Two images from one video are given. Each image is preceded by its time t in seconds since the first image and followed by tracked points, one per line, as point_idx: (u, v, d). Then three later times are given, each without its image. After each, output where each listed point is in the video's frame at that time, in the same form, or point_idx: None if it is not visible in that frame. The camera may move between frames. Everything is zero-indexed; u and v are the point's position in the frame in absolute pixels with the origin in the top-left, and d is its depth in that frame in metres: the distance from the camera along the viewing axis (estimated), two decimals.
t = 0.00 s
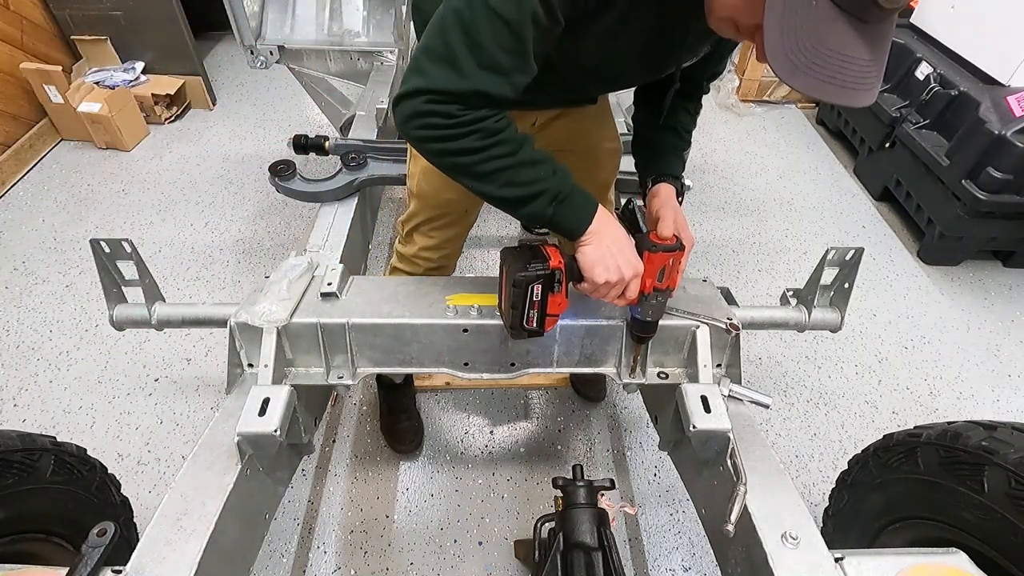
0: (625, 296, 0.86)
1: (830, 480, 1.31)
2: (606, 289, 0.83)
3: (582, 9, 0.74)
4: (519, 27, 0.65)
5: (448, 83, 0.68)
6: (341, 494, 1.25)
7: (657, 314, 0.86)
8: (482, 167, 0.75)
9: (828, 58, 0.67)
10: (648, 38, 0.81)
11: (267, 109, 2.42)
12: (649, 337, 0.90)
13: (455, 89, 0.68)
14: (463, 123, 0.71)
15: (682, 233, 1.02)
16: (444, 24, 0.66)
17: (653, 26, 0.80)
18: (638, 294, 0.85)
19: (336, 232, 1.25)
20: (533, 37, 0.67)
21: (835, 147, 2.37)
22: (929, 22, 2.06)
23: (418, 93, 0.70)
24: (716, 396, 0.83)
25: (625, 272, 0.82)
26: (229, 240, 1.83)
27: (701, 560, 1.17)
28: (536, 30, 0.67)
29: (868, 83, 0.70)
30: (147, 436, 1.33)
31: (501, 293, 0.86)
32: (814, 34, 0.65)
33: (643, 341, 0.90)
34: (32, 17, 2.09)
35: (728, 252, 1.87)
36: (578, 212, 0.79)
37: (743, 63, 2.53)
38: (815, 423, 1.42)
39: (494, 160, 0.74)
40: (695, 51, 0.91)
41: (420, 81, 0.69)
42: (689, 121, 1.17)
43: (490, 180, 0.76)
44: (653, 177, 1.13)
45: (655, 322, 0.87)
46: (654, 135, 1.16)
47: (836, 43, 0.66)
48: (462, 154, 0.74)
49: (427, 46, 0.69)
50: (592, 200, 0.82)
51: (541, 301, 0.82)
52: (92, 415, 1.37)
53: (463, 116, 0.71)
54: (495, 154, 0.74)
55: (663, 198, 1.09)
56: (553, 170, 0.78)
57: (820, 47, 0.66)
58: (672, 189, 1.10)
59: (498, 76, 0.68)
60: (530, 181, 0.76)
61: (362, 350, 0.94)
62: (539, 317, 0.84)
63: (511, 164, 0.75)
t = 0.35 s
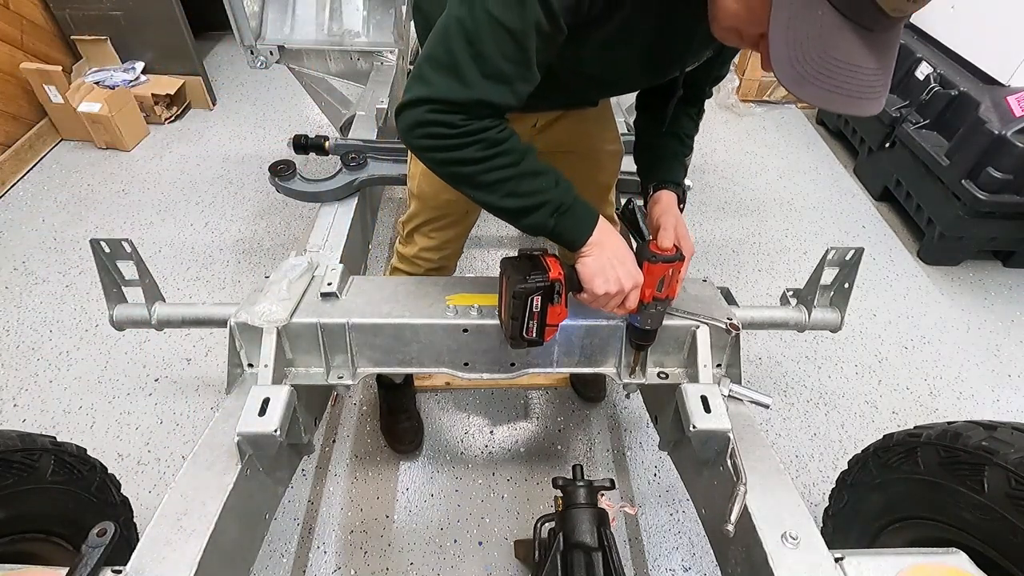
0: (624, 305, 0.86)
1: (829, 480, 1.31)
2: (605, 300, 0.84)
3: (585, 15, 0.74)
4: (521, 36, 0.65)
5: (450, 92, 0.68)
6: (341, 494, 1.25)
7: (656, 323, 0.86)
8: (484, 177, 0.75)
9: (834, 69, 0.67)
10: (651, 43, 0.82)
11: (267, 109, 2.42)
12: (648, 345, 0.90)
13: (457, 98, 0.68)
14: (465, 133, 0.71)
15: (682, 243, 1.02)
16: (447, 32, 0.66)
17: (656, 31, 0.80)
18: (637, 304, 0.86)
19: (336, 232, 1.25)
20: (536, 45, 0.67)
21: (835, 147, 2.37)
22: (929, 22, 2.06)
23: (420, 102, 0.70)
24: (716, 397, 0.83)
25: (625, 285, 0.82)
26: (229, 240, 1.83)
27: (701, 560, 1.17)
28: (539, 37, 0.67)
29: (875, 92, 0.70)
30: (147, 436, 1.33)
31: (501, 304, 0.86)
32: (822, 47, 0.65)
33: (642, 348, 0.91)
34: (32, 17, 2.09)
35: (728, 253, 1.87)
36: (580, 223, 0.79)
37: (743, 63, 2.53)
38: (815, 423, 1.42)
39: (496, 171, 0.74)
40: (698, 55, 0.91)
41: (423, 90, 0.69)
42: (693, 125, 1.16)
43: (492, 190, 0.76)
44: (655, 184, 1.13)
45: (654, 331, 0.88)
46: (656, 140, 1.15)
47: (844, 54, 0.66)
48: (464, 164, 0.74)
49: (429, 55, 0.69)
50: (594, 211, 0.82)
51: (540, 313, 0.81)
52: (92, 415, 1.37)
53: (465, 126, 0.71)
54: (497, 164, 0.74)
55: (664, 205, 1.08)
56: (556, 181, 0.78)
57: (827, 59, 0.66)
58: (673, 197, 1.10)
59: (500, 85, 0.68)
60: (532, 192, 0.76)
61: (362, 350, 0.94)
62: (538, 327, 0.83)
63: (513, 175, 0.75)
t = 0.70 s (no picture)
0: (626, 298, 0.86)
1: (830, 480, 1.31)
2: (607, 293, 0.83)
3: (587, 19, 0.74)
4: (517, 38, 0.65)
5: (445, 92, 0.68)
6: (341, 494, 1.25)
7: (657, 315, 0.86)
8: (479, 173, 0.75)
9: (839, 76, 0.68)
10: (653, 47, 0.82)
11: (267, 109, 2.42)
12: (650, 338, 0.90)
13: (452, 98, 0.68)
14: (459, 131, 0.71)
15: (684, 236, 1.01)
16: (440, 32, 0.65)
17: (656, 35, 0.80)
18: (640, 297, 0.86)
19: (337, 232, 1.25)
20: (532, 48, 0.67)
21: (835, 148, 2.37)
22: (929, 22, 2.06)
23: (414, 101, 0.69)
24: (716, 397, 0.83)
25: (626, 276, 0.82)
26: (229, 240, 1.83)
27: (701, 560, 1.17)
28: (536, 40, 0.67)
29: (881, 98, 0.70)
30: (147, 435, 1.33)
31: (501, 296, 0.86)
32: (827, 55, 0.65)
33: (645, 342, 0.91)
34: (32, 17, 2.09)
35: (728, 253, 1.87)
36: (577, 216, 0.79)
37: (743, 64, 2.53)
38: (815, 423, 1.42)
39: (491, 167, 0.74)
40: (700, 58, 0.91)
41: (416, 89, 0.69)
42: (693, 124, 1.16)
43: (488, 186, 0.76)
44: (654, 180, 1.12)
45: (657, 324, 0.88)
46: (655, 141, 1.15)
47: (849, 61, 0.66)
48: (459, 161, 0.73)
49: (423, 54, 0.68)
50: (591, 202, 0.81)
51: (540, 308, 0.82)
52: (92, 415, 1.37)
53: (460, 123, 0.70)
54: (492, 160, 0.74)
55: (664, 199, 1.07)
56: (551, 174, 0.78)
57: (832, 66, 0.66)
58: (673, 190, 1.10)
59: (495, 84, 0.68)
60: (527, 187, 0.76)
61: (362, 350, 0.94)
62: (537, 320, 0.83)
63: (508, 171, 0.75)
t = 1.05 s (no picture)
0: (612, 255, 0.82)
1: (830, 480, 1.31)
2: (587, 248, 0.80)
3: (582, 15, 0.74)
4: None
5: (398, 40, 0.71)
6: (341, 494, 1.25)
7: (651, 276, 0.83)
8: (433, 119, 0.74)
9: (830, 78, 0.68)
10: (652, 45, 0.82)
11: (267, 109, 2.41)
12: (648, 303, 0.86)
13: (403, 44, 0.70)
14: (412, 75, 0.72)
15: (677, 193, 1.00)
16: None
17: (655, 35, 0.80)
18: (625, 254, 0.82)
19: (337, 231, 1.25)
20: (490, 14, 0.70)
21: (835, 147, 2.36)
22: (929, 22, 2.05)
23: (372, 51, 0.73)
24: (716, 397, 0.83)
25: (602, 229, 0.78)
26: (229, 240, 1.83)
27: (701, 560, 1.17)
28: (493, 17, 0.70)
29: (874, 102, 0.70)
30: (147, 435, 1.33)
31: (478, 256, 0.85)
32: (817, 55, 0.65)
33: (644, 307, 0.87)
34: (32, 17, 2.09)
35: (728, 253, 1.87)
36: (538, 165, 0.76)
37: (743, 63, 2.53)
38: (815, 423, 1.42)
39: (446, 113, 0.73)
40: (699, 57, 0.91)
41: (371, 38, 0.72)
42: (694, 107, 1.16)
43: (444, 133, 0.75)
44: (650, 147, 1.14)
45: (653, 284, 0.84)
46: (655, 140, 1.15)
47: (841, 62, 0.66)
48: (414, 107, 0.74)
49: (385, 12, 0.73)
50: (561, 150, 0.77)
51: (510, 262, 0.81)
52: (92, 415, 1.37)
53: (412, 67, 0.72)
54: (444, 103, 0.73)
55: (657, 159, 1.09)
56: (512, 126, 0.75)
57: (822, 66, 0.66)
58: (668, 158, 1.08)
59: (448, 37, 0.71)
60: (481, 131, 0.74)
61: (362, 350, 0.94)
62: (513, 279, 0.82)
63: (462, 114, 0.73)
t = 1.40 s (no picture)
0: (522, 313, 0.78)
1: (830, 480, 1.31)
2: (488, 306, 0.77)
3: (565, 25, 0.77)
4: None
5: None
6: (341, 494, 1.25)
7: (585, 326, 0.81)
8: (344, 103, 0.71)
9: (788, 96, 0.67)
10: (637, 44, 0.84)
11: (267, 109, 2.41)
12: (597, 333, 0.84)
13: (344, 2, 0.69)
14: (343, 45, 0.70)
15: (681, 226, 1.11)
16: None
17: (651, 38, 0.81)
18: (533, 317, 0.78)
19: (337, 231, 1.26)
20: None
21: (835, 147, 2.36)
22: (929, 22, 2.05)
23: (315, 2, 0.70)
24: (716, 396, 0.83)
25: (483, 289, 0.71)
26: (229, 240, 1.83)
27: (701, 560, 1.17)
28: None
29: (836, 118, 0.70)
30: (147, 435, 1.33)
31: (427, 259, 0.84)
32: (772, 74, 0.65)
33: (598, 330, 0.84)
34: (32, 18, 2.09)
35: (728, 253, 1.87)
36: (441, 196, 0.73)
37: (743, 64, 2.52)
38: (815, 423, 1.42)
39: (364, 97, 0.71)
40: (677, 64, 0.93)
41: None
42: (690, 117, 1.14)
43: (352, 123, 0.72)
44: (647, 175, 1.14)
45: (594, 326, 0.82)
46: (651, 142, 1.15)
47: (800, 80, 0.66)
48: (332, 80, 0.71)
49: None
50: (469, 191, 0.74)
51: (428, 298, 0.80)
52: (92, 415, 1.37)
53: (346, 36, 0.70)
54: (360, 91, 0.71)
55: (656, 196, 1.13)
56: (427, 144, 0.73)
57: (779, 85, 0.66)
58: (666, 193, 1.13)
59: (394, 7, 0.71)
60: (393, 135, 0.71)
61: (362, 350, 0.94)
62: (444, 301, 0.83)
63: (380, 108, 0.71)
